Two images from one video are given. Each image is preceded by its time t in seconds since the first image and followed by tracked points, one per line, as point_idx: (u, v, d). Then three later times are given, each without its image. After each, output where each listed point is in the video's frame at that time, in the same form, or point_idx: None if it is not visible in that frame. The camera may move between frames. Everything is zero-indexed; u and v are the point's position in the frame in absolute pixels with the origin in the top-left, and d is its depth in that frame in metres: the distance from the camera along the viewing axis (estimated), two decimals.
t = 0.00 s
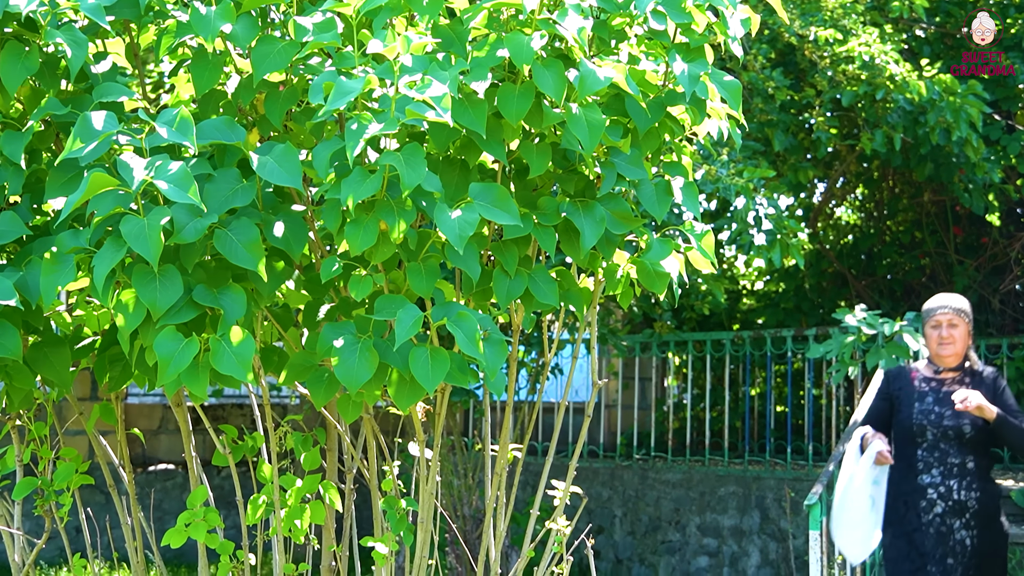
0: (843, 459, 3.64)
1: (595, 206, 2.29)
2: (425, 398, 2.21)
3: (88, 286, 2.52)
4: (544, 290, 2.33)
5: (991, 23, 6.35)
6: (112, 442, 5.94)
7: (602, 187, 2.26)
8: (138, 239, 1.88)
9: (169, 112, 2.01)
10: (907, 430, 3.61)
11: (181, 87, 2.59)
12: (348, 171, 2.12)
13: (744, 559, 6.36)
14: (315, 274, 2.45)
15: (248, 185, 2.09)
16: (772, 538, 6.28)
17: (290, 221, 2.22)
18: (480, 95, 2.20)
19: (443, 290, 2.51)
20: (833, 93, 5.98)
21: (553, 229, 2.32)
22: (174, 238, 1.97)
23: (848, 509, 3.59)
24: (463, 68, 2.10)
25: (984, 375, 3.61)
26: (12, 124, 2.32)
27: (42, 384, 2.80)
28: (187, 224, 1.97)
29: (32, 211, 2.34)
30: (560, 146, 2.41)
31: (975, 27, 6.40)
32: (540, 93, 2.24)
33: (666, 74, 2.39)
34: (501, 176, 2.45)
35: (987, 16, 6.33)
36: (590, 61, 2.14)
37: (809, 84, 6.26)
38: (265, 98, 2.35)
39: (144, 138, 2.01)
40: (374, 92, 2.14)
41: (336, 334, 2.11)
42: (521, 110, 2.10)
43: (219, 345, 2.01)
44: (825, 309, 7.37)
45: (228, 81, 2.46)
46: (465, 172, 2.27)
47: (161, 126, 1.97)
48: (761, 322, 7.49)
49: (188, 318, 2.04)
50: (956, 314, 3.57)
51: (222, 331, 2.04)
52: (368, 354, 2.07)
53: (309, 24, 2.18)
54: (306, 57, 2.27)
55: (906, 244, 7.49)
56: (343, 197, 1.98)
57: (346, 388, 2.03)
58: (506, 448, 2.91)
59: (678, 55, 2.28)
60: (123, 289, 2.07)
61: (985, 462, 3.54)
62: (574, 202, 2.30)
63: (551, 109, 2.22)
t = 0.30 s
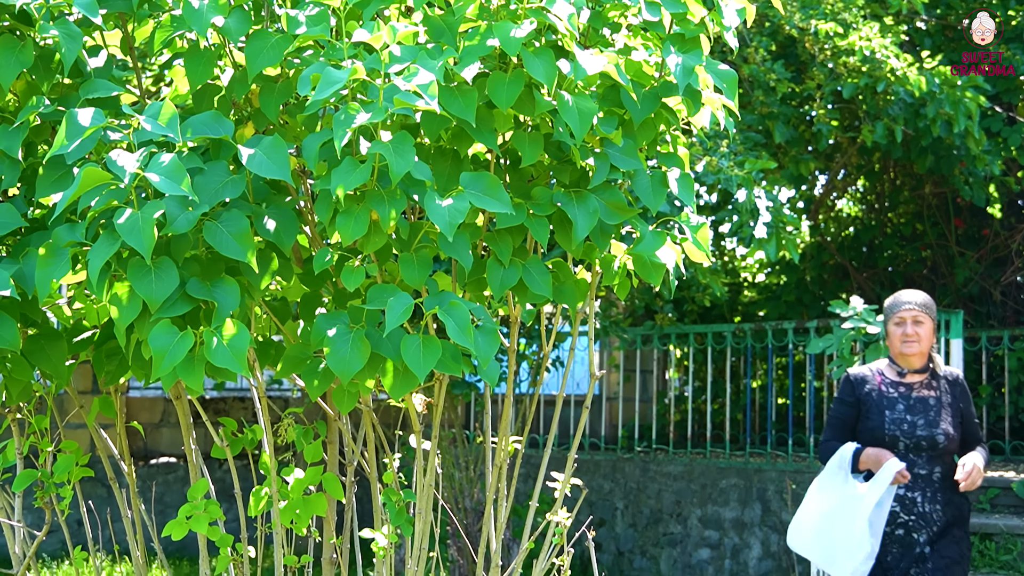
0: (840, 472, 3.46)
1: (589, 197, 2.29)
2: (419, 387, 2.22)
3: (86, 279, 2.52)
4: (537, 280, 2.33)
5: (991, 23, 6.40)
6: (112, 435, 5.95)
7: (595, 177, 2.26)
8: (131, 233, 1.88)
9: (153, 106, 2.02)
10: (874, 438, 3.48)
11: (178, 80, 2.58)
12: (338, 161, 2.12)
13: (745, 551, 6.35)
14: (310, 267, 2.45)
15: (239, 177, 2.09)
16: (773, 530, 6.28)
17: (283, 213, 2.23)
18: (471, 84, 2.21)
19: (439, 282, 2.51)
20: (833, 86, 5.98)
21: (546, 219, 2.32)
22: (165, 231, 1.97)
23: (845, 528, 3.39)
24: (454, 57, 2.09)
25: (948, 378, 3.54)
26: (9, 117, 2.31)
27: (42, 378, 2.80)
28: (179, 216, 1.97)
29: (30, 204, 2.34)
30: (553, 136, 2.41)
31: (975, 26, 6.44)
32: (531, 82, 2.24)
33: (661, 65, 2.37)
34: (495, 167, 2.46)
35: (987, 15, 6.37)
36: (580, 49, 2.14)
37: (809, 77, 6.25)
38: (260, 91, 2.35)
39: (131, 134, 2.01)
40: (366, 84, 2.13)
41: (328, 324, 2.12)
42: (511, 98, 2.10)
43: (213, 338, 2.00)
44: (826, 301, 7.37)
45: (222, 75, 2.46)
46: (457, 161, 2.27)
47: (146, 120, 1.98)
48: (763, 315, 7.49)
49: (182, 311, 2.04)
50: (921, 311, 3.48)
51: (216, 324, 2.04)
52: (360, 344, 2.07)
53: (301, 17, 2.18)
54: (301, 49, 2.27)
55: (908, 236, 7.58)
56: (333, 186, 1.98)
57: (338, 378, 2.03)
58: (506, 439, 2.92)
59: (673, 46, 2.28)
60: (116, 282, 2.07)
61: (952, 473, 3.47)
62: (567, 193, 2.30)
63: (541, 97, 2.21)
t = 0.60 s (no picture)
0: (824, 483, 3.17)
1: (580, 182, 2.29)
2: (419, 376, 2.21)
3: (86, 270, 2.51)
4: (530, 266, 2.34)
5: (991, 22, 6.40)
6: (113, 428, 5.97)
7: (585, 163, 2.26)
8: (137, 223, 1.87)
9: (162, 94, 2.00)
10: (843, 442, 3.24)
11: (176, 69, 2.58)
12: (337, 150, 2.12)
13: (746, 541, 6.34)
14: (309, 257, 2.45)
15: (244, 166, 2.09)
16: (773, 520, 6.27)
17: (284, 204, 2.22)
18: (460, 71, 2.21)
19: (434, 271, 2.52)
20: (833, 75, 5.95)
21: (538, 205, 2.32)
22: (171, 220, 1.96)
23: (842, 538, 3.11)
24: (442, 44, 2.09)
25: (927, 382, 3.28)
26: (9, 107, 2.31)
27: (42, 368, 2.80)
28: (185, 205, 1.97)
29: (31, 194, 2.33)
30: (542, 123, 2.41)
31: (975, 25, 6.44)
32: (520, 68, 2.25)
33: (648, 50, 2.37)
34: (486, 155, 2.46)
35: (987, 15, 6.36)
36: (567, 34, 2.14)
37: (808, 66, 6.24)
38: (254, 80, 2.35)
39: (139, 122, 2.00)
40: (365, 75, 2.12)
41: (330, 315, 2.11)
42: (500, 85, 2.10)
43: (218, 327, 2.00)
44: (825, 290, 7.36)
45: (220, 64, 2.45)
46: (448, 149, 2.27)
47: (154, 108, 1.97)
48: (762, 305, 7.49)
49: (187, 300, 2.04)
50: (905, 307, 3.25)
51: (221, 313, 2.04)
52: (362, 334, 2.07)
53: (297, 4, 2.17)
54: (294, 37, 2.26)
55: (907, 225, 7.58)
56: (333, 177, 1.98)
57: (340, 368, 2.03)
58: (505, 429, 2.92)
59: (659, 30, 2.28)
60: (121, 270, 2.07)
61: (924, 482, 3.21)
62: (559, 178, 2.30)
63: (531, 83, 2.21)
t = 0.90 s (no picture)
0: (770, 447, 3.22)
1: (581, 171, 2.29)
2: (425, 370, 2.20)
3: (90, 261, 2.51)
4: (531, 256, 2.34)
5: (991, 24, 6.39)
6: (114, 420, 5.98)
7: (585, 152, 2.26)
8: (149, 209, 1.87)
9: (177, 80, 1.99)
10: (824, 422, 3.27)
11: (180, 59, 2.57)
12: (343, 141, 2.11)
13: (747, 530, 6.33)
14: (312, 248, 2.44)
15: (257, 156, 2.08)
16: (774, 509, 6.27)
17: (296, 194, 2.22)
18: (459, 62, 2.20)
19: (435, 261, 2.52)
20: (832, 64, 5.92)
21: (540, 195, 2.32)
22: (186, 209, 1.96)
23: (779, 501, 3.15)
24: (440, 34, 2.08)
25: (911, 356, 3.26)
26: (11, 98, 2.30)
27: (44, 360, 2.80)
28: (199, 193, 1.96)
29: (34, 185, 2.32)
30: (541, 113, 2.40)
31: (975, 26, 6.44)
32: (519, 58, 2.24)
33: (643, 38, 2.35)
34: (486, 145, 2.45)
35: (988, 16, 6.37)
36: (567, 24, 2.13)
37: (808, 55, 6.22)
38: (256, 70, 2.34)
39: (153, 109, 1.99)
40: (371, 64, 2.13)
41: (336, 306, 2.10)
42: (499, 75, 2.09)
43: (229, 316, 1.99)
44: (826, 280, 7.35)
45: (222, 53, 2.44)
46: (447, 139, 2.27)
47: (171, 96, 1.96)
48: (763, 295, 7.49)
49: (199, 289, 2.03)
50: (889, 278, 3.27)
51: (234, 301, 2.03)
52: (369, 325, 2.06)
53: None
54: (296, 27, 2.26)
55: (907, 214, 7.58)
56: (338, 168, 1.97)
57: (347, 359, 2.03)
58: (506, 419, 2.91)
59: (656, 18, 2.26)
60: (131, 259, 2.05)
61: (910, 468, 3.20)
62: (560, 167, 2.30)
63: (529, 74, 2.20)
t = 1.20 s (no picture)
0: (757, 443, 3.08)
1: (586, 163, 2.29)
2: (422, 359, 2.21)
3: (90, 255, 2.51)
4: (535, 248, 2.34)
5: (990, 23, 6.40)
6: (115, 413, 5.98)
7: (590, 145, 2.25)
8: (138, 204, 1.86)
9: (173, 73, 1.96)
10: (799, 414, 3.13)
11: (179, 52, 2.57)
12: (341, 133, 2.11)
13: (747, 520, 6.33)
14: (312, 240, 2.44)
15: (252, 148, 2.08)
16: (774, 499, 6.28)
17: (289, 186, 2.22)
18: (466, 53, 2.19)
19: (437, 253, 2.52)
20: (832, 54, 5.92)
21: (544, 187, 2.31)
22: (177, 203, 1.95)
23: (766, 504, 3.02)
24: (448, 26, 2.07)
25: (883, 341, 3.12)
26: (10, 90, 2.30)
27: (45, 353, 2.79)
28: (192, 188, 1.95)
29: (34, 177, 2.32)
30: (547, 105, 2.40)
31: (975, 27, 6.43)
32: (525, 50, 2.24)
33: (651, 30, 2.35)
34: (490, 137, 2.45)
35: (987, 17, 6.37)
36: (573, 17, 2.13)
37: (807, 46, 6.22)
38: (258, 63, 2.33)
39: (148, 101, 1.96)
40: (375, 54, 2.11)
41: (333, 298, 2.10)
42: (506, 69, 2.09)
43: (222, 309, 1.98)
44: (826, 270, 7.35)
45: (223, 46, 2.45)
46: (453, 131, 2.27)
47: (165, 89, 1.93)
48: (763, 285, 7.49)
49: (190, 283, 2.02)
50: (856, 260, 3.08)
51: (225, 294, 2.02)
52: (366, 316, 2.06)
53: None
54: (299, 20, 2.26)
55: (907, 204, 7.59)
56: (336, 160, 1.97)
57: (345, 350, 2.03)
58: (507, 411, 2.91)
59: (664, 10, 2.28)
60: (124, 252, 2.05)
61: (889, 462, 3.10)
62: (564, 160, 2.30)
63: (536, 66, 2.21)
